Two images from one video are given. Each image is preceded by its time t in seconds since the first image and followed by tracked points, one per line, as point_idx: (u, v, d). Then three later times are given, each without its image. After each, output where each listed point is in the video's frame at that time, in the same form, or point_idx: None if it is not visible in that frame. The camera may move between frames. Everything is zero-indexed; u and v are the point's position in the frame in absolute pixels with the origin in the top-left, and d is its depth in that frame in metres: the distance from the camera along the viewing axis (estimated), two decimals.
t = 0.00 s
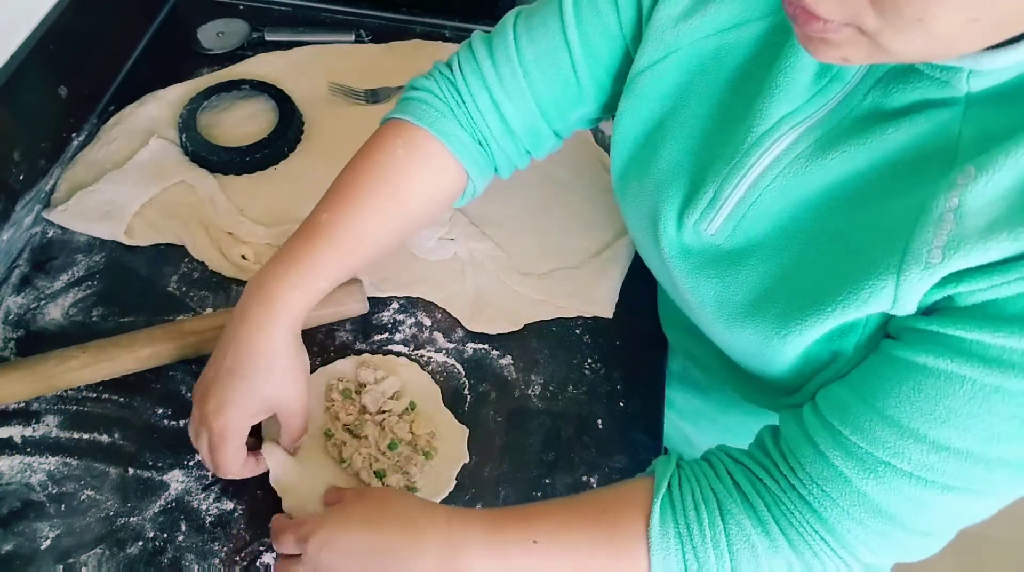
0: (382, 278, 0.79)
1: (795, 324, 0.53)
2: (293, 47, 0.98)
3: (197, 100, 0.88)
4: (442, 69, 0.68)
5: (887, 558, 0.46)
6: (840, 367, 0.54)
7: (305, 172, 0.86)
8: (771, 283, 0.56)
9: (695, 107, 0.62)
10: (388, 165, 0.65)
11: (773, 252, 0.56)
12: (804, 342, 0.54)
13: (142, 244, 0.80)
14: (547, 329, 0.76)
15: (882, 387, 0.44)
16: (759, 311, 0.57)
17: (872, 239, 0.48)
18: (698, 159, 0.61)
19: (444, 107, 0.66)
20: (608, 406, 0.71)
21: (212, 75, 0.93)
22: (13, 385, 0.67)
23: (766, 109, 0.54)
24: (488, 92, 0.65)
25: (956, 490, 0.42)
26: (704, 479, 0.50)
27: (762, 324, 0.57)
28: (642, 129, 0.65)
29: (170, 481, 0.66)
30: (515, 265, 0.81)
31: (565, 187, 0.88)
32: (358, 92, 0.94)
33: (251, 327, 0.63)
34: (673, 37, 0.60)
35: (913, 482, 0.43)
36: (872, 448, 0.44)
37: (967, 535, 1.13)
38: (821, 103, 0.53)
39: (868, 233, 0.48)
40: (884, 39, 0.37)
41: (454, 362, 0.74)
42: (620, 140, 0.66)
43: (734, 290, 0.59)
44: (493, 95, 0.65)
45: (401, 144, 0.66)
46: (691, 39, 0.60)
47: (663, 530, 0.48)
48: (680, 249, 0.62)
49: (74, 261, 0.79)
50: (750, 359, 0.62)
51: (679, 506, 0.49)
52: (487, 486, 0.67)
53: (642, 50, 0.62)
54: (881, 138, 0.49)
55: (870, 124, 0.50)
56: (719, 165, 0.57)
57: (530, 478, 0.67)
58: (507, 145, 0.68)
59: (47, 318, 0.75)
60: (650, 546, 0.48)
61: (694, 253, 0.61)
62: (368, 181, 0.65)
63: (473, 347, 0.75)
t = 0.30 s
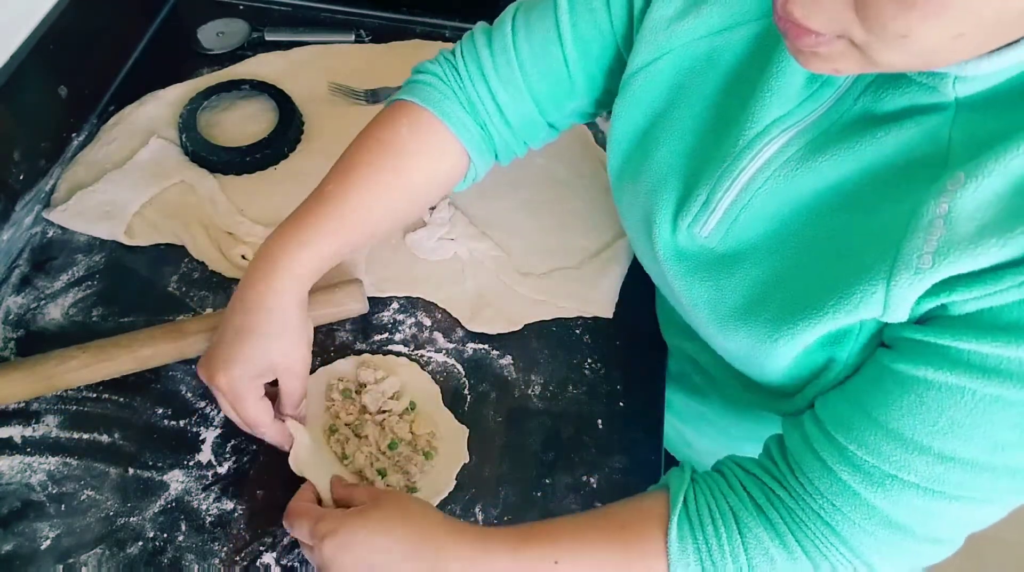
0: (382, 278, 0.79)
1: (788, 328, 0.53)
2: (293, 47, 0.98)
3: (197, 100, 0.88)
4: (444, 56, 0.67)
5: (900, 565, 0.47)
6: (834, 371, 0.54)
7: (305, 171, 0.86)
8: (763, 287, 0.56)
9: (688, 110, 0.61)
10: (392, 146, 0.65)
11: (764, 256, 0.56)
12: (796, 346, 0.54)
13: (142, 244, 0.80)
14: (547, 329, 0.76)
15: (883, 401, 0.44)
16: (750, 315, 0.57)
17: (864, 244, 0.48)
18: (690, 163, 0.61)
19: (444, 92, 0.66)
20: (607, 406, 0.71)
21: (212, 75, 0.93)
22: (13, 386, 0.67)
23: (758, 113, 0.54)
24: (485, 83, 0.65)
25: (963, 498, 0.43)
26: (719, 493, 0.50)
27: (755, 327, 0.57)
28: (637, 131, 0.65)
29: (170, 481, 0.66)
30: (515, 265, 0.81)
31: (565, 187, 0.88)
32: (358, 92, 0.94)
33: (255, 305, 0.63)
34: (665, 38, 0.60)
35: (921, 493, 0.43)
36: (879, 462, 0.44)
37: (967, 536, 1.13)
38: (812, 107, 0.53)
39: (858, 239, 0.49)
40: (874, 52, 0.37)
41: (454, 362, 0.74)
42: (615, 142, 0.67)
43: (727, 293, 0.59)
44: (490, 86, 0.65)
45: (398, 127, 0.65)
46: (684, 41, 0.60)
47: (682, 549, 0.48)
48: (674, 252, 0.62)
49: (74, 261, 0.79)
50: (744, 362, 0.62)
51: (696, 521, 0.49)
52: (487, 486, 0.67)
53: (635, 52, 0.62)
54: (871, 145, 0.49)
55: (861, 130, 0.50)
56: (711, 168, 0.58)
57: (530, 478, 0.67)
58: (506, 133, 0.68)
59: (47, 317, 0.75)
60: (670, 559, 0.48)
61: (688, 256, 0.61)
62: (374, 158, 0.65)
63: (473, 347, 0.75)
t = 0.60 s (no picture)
0: (382, 278, 0.79)
1: (784, 330, 0.54)
2: (293, 47, 0.98)
3: (197, 100, 0.88)
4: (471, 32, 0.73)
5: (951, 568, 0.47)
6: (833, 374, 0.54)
7: (305, 171, 0.86)
8: (758, 289, 0.56)
9: (681, 110, 0.61)
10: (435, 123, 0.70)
11: (759, 258, 0.56)
12: (791, 348, 0.54)
13: (143, 243, 0.80)
14: (547, 328, 0.76)
15: (905, 424, 0.44)
16: (744, 317, 0.57)
17: (858, 247, 0.48)
18: (684, 163, 0.61)
19: (469, 66, 0.72)
20: (608, 406, 0.71)
21: (212, 75, 0.93)
22: (13, 386, 0.67)
23: (751, 113, 0.55)
24: (496, 63, 0.71)
25: (1002, 504, 0.43)
26: (781, 481, 0.50)
27: (750, 329, 0.57)
28: (632, 131, 0.65)
29: (170, 481, 0.66)
30: (515, 265, 0.81)
31: (566, 187, 0.88)
32: (358, 92, 0.94)
33: (317, 263, 0.65)
34: (660, 36, 0.61)
35: (960, 503, 0.44)
36: (913, 477, 0.44)
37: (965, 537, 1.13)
38: (805, 109, 0.53)
39: (853, 242, 0.49)
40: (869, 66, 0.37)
41: (454, 362, 0.74)
42: (614, 140, 0.67)
43: (721, 294, 0.59)
44: (503, 66, 0.71)
45: (433, 100, 0.71)
46: (678, 41, 0.61)
47: (745, 532, 0.49)
48: (671, 252, 0.62)
49: (74, 261, 0.79)
50: (741, 365, 0.62)
51: (761, 507, 0.49)
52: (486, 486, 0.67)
53: (633, 49, 0.63)
54: (862, 149, 0.49)
55: (852, 132, 0.50)
56: (706, 168, 0.58)
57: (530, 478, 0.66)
58: (520, 107, 0.74)
59: (47, 317, 0.75)
60: (735, 544, 0.49)
61: (684, 256, 0.62)
62: (420, 125, 0.70)
63: (473, 347, 0.75)
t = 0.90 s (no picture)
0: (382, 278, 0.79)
1: (783, 331, 0.54)
2: (293, 47, 0.98)
3: (197, 100, 0.88)
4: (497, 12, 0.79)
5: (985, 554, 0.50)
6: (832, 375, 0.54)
7: (305, 171, 0.86)
8: (755, 290, 0.56)
9: (676, 110, 0.62)
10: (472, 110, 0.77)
11: (755, 259, 0.56)
12: (789, 349, 0.54)
13: (143, 243, 0.80)
14: (547, 329, 0.76)
15: (927, 432, 0.46)
16: (742, 318, 0.57)
17: (856, 250, 0.48)
18: (680, 164, 0.61)
19: (495, 49, 0.78)
20: (608, 406, 0.71)
21: (212, 75, 0.93)
22: (12, 386, 0.66)
23: (746, 115, 0.55)
24: (518, 46, 0.78)
25: None
26: (823, 468, 0.55)
27: (748, 330, 0.57)
28: (629, 131, 0.65)
29: (170, 481, 0.66)
30: (515, 265, 0.81)
31: (566, 187, 0.88)
32: (358, 92, 0.94)
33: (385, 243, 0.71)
34: (660, 37, 0.62)
35: (984, 503, 0.46)
36: (937, 482, 0.47)
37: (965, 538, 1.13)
38: (800, 111, 0.53)
39: (851, 245, 0.49)
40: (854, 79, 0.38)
41: (454, 362, 0.74)
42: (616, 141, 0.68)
43: (717, 296, 0.59)
44: (524, 50, 0.78)
45: (466, 87, 0.77)
46: (675, 41, 0.61)
47: (785, 510, 0.54)
48: (671, 252, 0.62)
49: (74, 261, 0.79)
50: (739, 365, 0.62)
51: (802, 488, 0.54)
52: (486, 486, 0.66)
53: (636, 49, 0.64)
54: (855, 151, 0.48)
55: (845, 134, 0.50)
56: (702, 169, 0.58)
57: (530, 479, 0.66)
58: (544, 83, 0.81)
59: (47, 317, 0.75)
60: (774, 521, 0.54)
61: (682, 256, 0.62)
62: (462, 109, 0.77)
63: (473, 347, 0.75)
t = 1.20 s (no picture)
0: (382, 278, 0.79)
1: (783, 332, 0.54)
2: (293, 47, 0.98)
3: (197, 100, 0.88)
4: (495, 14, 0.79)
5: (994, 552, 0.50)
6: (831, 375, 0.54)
7: (305, 171, 0.86)
8: (753, 291, 0.56)
9: (672, 112, 0.62)
10: (475, 114, 0.77)
11: (752, 260, 0.56)
12: (788, 350, 0.54)
13: (143, 243, 0.80)
14: (547, 329, 0.76)
15: (932, 433, 0.47)
16: (740, 318, 0.57)
17: (854, 251, 0.48)
18: (677, 165, 0.61)
19: (494, 52, 0.78)
20: (608, 407, 0.71)
21: (212, 75, 0.93)
22: (12, 386, 0.66)
23: (742, 116, 0.55)
24: (516, 47, 0.78)
25: None
26: (831, 463, 0.55)
27: (747, 332, 0.57)
28: (626, 133, 0.65)
29: (169, 481, 0.66)
30: (515, 265, 0.81)
31: (565, 187, 0.88)
32: (358, 92, 0.94)
33: (388, 252, 0.72)
34: (654, 39, 0.62)
35: (990, 502, 0.46)
36: (942, 481, 0.47)
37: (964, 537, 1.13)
38: (795, 112, 0.53)
39: (849, 246, 0.49)
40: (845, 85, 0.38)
41: (454, 362, 0.74)
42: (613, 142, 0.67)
43: (715, 297, 0.59)
44: (523, 50, 0.78)
45: (469, 92, 0.78)
46: (670, 43, 0.61)
47: (791, 503, 0.54)
48: (670, 254, 0.62)
49: (74, 261, 0.79)
50: (738, 366, 0.62)
51: (807, 482, 0.55)
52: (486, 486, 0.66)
53: (629, 52, 0.64)
54: (850, 151, 0.48)
55: (840, 135, 0.50)
56: (699, 171, 0.58)
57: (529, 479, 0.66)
58: (542, 83, 0.81)
59: (47, 317, 0.75)
60: (780, 514, 0.55)
61: (680, 258, 0.62)
62: (464, 114, 0.77)
63: (473, 347, 0.75)
